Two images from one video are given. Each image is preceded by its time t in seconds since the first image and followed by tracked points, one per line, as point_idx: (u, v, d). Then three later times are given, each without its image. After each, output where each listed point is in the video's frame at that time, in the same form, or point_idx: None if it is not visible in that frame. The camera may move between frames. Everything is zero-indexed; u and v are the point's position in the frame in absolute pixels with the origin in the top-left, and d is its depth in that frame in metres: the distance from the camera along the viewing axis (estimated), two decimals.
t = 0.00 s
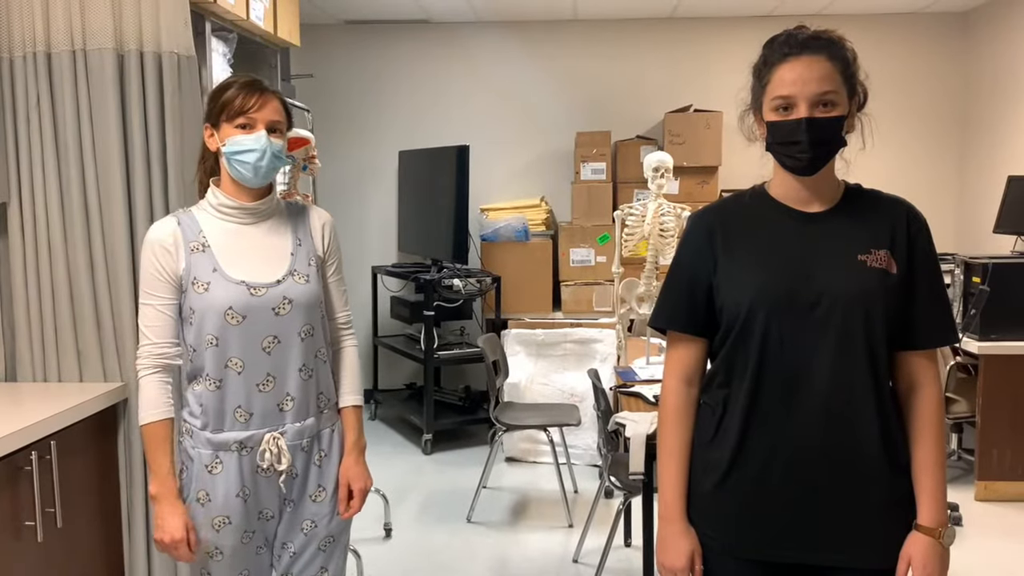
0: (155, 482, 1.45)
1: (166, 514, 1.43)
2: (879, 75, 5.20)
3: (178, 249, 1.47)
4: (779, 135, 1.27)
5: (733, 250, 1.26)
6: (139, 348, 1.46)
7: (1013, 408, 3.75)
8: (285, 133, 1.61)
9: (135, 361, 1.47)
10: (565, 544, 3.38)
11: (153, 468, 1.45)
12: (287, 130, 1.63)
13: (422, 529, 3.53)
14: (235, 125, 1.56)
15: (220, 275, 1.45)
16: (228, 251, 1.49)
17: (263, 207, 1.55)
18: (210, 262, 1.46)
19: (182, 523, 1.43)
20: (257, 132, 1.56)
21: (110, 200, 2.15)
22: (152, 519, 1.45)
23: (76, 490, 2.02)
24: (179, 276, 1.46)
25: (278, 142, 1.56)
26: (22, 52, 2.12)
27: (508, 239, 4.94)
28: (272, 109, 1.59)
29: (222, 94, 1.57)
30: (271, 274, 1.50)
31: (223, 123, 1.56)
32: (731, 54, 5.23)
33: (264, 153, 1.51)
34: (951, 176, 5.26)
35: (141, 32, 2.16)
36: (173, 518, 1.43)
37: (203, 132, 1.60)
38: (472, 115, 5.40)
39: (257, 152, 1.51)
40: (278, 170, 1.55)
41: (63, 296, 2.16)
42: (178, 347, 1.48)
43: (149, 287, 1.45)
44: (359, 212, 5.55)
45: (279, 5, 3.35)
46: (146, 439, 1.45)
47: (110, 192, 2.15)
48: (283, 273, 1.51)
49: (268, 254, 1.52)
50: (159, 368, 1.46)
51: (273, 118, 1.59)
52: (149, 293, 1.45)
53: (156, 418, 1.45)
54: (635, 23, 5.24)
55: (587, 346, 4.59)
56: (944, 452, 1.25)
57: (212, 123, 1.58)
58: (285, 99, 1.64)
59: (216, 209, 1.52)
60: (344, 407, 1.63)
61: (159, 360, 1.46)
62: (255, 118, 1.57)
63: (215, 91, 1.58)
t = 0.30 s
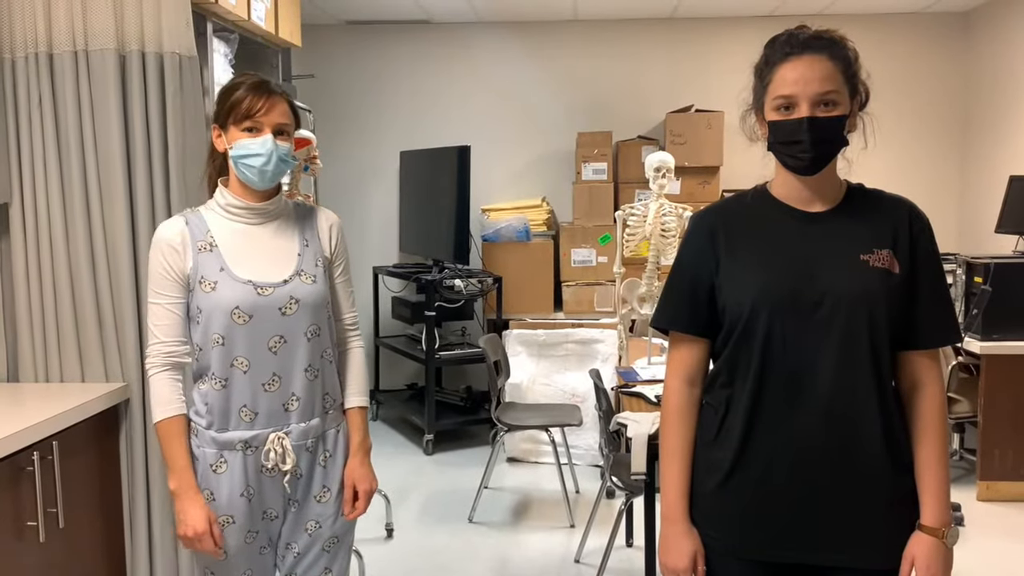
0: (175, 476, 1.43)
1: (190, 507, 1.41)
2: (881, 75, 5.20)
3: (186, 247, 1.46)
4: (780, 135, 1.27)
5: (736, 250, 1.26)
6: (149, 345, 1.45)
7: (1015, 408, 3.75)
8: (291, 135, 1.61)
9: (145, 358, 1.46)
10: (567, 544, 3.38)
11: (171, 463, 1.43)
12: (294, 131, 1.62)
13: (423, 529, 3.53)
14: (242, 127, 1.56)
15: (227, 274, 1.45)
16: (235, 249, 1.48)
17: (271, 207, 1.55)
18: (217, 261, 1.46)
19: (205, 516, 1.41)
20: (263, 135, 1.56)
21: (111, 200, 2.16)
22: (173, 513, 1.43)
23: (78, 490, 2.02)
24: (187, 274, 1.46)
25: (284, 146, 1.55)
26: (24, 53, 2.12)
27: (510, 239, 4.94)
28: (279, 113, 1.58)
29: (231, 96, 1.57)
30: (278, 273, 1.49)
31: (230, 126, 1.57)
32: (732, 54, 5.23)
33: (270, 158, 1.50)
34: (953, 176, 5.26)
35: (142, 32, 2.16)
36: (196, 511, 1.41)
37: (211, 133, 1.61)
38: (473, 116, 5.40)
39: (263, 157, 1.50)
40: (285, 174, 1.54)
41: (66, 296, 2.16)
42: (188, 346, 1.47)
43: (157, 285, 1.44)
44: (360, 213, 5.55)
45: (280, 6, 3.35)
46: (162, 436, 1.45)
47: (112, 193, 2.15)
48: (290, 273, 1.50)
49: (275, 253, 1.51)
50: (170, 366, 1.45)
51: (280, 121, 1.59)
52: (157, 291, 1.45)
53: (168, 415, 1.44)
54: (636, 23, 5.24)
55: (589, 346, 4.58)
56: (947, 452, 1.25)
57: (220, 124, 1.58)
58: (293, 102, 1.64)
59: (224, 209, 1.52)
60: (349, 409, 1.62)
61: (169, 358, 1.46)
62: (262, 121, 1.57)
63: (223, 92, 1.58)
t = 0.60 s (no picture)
0: (179, 477, 1.43)
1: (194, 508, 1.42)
2: (883, 74, 5.19)
3: (194, 247, 1.46)
4: (780, 133, 1.27)
5: (737, 249, 1.26)
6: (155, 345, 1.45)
7: (1018, 407, 3.74)
8: (297, 131, 1.61)
9: (153, 357, 1.46)
10: (569, 544, 3.38)
11: (175, 465, 1.44)
12: (300, 127, 1.63)
13: (425, 529, 3.53)
14: (248, 123, 1.56)
15: (235, 274, 1.45)
16: (241, 250, 1.49)
17: (277, 207, 1.55)
18: (224, 261, 1.46)
19: (208, 518, 1.41)
20: (269, 130, 1.56)
21: (113, 201, 2.16)
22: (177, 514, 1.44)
23: (80, 490, 2.02)
24: (194, 274, 1.45)
25: (291, 140, 1.55)
26: (26, 53, 2.13)
27: (511, 238, 4.94)
28: (284, 108, 1.58)
29: (235, 93, 1.58)
30: (285, 274, 1.50)
31: (236, 122, 1.57)
32: (734, 52, 5.22)
33: (276, 152, 1.50)
34: (955, 174, 5.25)
35: (143, 32, 2.16)
36: (200, 514, 1.41)
37: (217, 131, 1.61)
38: (474, 115, 5.40)
39: (268, 151, 1.50)
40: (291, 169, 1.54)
41: (68, 296, 2.17)
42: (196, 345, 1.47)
43: (164, 284, 1.44)
44: (361, 212, 5.56)
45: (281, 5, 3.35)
46: (167, 438, 1.44)
47: (113, 192, 2.15)
48: (297, 273, 1.51)
49: (282, 254, 1.52)
50: (177, 365, 1.45)
51: (285, 116, 1.59)
52: (164, 290, 1.44)
53: (174, 416, 1.44)
54: (637, 22, 5.24)
55: (590, 345, 4.58)
56: (949, 451, 1.25)
57: (226, 122, 1.59)
58: (299, 98, 1.64)
59: (231, 209, 1.52)
60: (355, 407, 1.64)
61: (177, 357, 1.46)
62: (267, 116, 1.57)
63: (228, 90, 1.59)
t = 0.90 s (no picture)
0: (172, 477, 1.45)
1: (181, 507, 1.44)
2: (884, 71, 5.18)
3: (202, 246, 1.47)
4: (780, 130, 1.26)
5: (738, 247, 1.26)
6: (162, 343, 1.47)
7: (1019, 404, 3.74)
8: (305, 129, 1.60)
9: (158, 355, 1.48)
10: (569, 542, 3.38)
11: (171, 463, 1.45)
12: (308, 126, 1.62)
13: (426, 527, 3.53)
14: (256, 121, 1.55)
15: (242, 273, 1.45)
16: (249, 248, 1.48)
17: (285, 206, 1.54)
18: (232, 260, 1.46)
19: (192, 519, 1.43)
20: (276, 127, 1.55)
21: (114, 200, 2.16)
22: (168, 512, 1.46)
23: (80, 489, 2.02)
24: (201, 273, 1.46)
25: (298, 138, 1.55)
26: (26, 51, 2.12)
27: (512, 236, 4.94)
28: (292, 105, 1.58)
29: (242, 92, 1.57)
30: (293, 273, 1.48)
31: (244, 120, 1.56)
32: (734, 50, 5.22)
33: (284, 149, 1.50)
34: (956, 172, 5.25)
35: (143, 30, 2.17)
36: (186, 514, 1.43)
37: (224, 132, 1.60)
38: (475, 113, 5.40)
39: (277, 148, 1.50)
40: (299, 166, 1.53)
41: (68, 294, 2.17)
42: (201, 344, 1.48)
43: (171, 283, 1.45)
44: (362, 211, 5.56)
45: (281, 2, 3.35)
46: (165, 435, 1.46)
47: (114, 191, 2.16)
48: (304, 272, 1.50)
49: (289, 254, 1.50)
50: (181, 364, 1.47)
51: (293, 114, 1.59)
52: (171, 290, 1.45)
53: (175, 414, 1.45)
54: (638, 20, 5.23)
55: (591, 343, 4.58)
56: (950, 449, 1.25)
57: (233, 121, 1.58)
58: (306, 97, 1.64)
59: (240, 207, 1.51)
60: (361, 408, 1.63)
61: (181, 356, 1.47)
62: (275, 114, 1.56)
63: (235, 89, 1.59)
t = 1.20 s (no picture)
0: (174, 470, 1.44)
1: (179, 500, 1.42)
2: (885, 70, 5.18)
3: (226, 243, 1.44)
4: (780, 129, 1.26)
5: (738, 246, 1.25)
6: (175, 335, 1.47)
7: (1019, 403, 3.74)
8: (328, 126, 1.57)
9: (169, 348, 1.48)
10: (569, 541, 3.38)
11: (172, 449, 1.44)
12: (333, 124, 1.58)
13: (427, 526, 3.53)
14: (279, 118, 1.53)
15: (266, 274, 1.42)
16: (275, 249, 1.45)
17: (313, 207, 1.51)
18: (256, 260, 1.43)
19: (191, 514, 1.42)
20: (297, 123, 1.53)
21: (113, 198, 2.16)
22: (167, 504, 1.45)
23: (80, 489, 2.02)
24: (226, 272, 1.44)
25: (320, 134, 1.52)
26: (25, 50, 2.12)
27: (511, 235, 4.94)
28: (313, 101, 1.55)
29: (266, 92, 1.57)
30: (316, 277, 1.46)
31: (268, 120, 1.55)
32: (735, 49, 5.22)
33: (303, 143, 1.48)
34: (956, 171, 5.24)
35: (143, 29, 2.16)
36: (185, 507, 1.42)
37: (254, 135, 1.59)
38: (475, 112, 5.40)
39: (295, 142, 1.48)
40: (322, 163, 1.50)
41: (67, 293, 2.17)
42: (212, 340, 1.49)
43: (192, 279, 1.44)
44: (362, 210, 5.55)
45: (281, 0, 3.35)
46: (168, 424, 1.45)
47: (113, 190, 2.16)
48: (328, 276, 1.47)
49: (314, 257, 1.48)
50: (190, 358, 1.46)
51: (315, 111, 1.56)
52: (193, 284, 1.44)
53: (179, 407, 1.44)
54: (639, 19, 5.23)
55: (591, 342, 4.58)
56: (950, 448, 1.24)
57: (260, 122, 1.57)
58: (332, 95, 1.61)
59: (268, 207, 1.48)
60: (388, 411, 1.62)
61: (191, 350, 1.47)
62: (296, 110, 1.54)
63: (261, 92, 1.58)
